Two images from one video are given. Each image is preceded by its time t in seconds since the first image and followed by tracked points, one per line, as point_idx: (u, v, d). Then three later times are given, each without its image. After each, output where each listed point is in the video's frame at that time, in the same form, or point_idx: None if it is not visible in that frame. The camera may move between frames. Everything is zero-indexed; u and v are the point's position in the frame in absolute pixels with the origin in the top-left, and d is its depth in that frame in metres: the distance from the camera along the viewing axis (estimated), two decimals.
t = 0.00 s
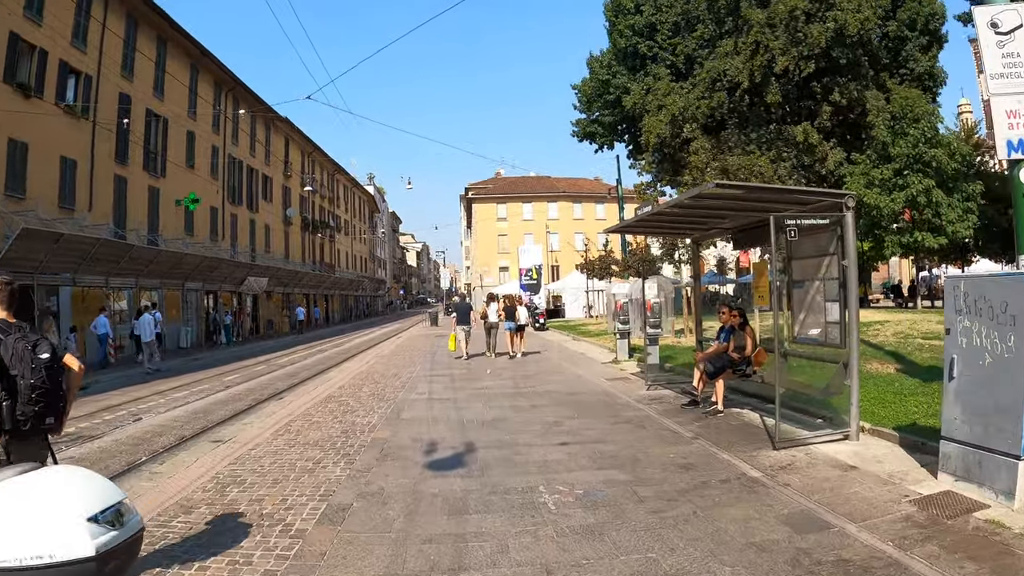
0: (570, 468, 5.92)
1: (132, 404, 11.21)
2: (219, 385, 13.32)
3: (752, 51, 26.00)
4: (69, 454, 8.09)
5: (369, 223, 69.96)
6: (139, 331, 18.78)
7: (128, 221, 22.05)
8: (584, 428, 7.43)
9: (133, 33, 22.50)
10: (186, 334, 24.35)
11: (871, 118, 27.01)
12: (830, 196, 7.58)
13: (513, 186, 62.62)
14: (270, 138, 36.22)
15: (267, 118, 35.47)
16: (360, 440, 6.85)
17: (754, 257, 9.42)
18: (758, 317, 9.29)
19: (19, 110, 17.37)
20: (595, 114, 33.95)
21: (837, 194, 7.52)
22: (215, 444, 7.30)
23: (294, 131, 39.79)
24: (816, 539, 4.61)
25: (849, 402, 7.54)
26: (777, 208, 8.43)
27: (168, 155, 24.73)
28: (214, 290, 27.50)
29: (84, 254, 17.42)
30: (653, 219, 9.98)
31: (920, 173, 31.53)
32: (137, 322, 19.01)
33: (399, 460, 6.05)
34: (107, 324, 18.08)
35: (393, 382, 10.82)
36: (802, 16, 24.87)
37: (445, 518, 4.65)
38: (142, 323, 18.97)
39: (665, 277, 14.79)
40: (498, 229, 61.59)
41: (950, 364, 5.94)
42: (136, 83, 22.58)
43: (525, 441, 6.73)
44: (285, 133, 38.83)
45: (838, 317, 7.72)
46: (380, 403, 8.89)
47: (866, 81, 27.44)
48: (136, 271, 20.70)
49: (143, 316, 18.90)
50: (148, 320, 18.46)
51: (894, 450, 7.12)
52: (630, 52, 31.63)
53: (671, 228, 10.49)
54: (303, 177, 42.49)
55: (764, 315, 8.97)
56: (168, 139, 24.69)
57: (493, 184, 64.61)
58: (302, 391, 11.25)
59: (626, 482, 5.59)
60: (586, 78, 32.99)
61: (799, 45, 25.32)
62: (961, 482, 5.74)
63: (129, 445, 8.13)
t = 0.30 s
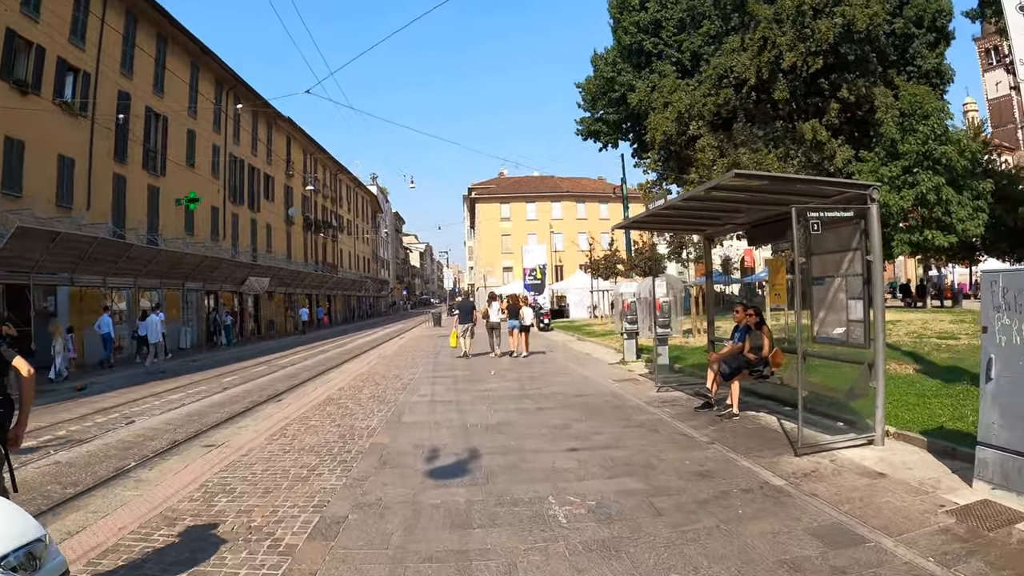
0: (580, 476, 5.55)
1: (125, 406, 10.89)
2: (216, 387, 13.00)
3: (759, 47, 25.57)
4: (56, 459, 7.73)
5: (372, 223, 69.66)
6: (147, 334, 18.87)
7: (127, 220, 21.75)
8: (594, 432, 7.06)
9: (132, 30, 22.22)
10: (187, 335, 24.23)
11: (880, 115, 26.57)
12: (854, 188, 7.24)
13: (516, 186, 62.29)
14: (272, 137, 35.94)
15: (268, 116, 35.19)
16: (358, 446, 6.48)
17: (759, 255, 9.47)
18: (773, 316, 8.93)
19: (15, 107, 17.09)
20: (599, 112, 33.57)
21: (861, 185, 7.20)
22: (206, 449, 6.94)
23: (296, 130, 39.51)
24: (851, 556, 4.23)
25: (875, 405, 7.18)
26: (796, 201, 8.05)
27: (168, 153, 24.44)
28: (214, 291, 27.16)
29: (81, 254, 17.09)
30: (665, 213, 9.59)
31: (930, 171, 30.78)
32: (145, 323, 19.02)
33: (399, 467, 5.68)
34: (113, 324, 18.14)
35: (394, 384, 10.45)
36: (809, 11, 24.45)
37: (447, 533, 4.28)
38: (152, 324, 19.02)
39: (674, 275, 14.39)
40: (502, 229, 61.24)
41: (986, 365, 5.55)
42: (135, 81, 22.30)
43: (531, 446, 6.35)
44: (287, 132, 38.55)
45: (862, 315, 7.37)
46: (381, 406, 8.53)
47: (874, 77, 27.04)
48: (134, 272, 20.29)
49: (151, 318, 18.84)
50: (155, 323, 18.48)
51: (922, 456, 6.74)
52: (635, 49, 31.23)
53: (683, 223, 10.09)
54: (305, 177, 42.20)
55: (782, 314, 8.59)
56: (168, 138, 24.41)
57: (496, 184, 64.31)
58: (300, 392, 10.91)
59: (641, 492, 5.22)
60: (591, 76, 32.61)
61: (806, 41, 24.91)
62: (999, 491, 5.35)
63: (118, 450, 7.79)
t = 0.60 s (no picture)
0: (595, 492, 5.17)
1: (120, 408, 10.56)
2: (215, 388, 12.68)
3: (770, 42, 25.09)
4: (43, 465, 7.38)
5: (376, 221, 69.33)
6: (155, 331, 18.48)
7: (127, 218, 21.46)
8: (607, 441, 6.69)
9: (133, 25, 21.90)
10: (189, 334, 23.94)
11: (892, 111, 26.11)
12: (885, 183, 6.86)
13: (522, 184, 61.90)
14: (275, 134, 35.64)
15: (271, 113, 34.87)
16: (359, 455, 6.11)
17: (766, 255, 9.64)
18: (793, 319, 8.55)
19: (12, 102, 16.79)
20: (606, 108, 33.11)
21: (892, 181, 6.84)
22: (199, 458, 6.58)
23: (300, 127, 39.22)
24: None
25: (906, 413, 6.80)
26: (821, 197, 7.67)
27: (169, 150, 24.15)
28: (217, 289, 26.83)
29: (79, 252, 16.77)
30: (679, 210, 9.19)
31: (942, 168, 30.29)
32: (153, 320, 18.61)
33: (401, 480, 5.32)
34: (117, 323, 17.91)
35: (398, 386, 10.10)
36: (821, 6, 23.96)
37: (453, 559, 3.91)
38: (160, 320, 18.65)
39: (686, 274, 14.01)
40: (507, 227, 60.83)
41: None
42: (136, 76, 21.99)
43: (542, 457, 5.98)
44: (291, 129, 38.26)
45: (892, 318, 6.99)
46: (383, 410, 8.16)
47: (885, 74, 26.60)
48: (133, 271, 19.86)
49: (158, 315, 18.42)
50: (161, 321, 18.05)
51: (956, 468, 6.35)
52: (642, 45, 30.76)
53: (698, 220, 9.68)
54: (309, 174, 41.92)
55: (804, 316, 8.21)
56: (170, 135, 24.13)
57: (502, 182, 63.94)
58: (300, 395, 10.56)
59: (661, 511, 4.84)
60: (598, 72, 32.17)
61: (817, 36, 24.44)
62: None
63: (109, 456, 7.45)
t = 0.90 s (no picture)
0: (624, 502, 4.78)
1: (127, 411, 10.30)
2: (224, 389, 12.43)
3: (788, 38, 24.62)
4: (42, 469, 7.09)
5: (389, 221, 69.23)
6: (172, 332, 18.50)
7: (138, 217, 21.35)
8: (633, 447, 6.29)
9: (143, 23, 21.79)
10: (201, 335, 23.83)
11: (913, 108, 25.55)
12: (929, 172, 6.42)
13: (534, 184, 61.57)
14: (288, 134, 35.52)
15: (284, 113, 34.77)
16: (370, 461, 5.76)
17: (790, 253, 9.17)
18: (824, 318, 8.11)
19: (21, 100, 16.68)
20: (622, 106, 32.68)
21: (936, 170, 6.41)
22: (202, 464, 6.26)
23: (312, 127, 39.11)
24: None
25: (951, 417, 6.36)
26: (857, 190, 7.22)
27: (181, 149, 24.03)
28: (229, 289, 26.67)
29: (89, 251, 16.62)
30: (703, 205, 8.78)
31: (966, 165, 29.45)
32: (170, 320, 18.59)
33: (414, 489, 4.96)
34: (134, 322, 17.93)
35: (411, 388, 9.76)
36: None
37: None
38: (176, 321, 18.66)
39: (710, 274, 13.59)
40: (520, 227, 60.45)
41: None
42: (146, 74, 21.89)
43: (565, 464, 5.60)
44: (304, 128, 38.14)
45: (934, 317, 6.54)
46: (396, 413, 7.82)
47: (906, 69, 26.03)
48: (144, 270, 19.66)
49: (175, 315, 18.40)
50: (179, 322, 18.09)
51: (1008, 477, 5.89)
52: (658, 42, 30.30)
53: (722, 216, 9.27)
54: (322, 174, 41.81)
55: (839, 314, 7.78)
56: (181, 133, 24.02)
57: (515, 182, 63.57)
58: (310, 397, 10.26)
59: (696, 525, 4.44)
60: (613, 69, 31.76)
61: (837, 31, 23.95)
62: None
63: (110, 461, 7.15)
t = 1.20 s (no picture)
0: (651, 523, 4.42)
1: (128, 415, 10.02)
2: (230, 391, 12.18)
3: (803, 35, 24.17)
4: (37, 477, 6.82)
5: (398, 221, 69.06)
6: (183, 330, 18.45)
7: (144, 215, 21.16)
8: (657, 459, 5.93)
9: (149, 20, 21.59)
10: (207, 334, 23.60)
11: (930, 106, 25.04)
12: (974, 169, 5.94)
13: (543, 183, 61.22)
14: (296, 132, 35.31)
15: (292, 111, 34.56)
16: (378, 473, 5.44)
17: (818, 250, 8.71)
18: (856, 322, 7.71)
19: (24, 96, 16.52)
20: (633, 105, 32.26)
21: (980, 166, 5.95)
22: (202, 474, 5.95)
23: (321, 125, 38.91)
24: None
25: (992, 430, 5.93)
26: (891, 187, 6.78)
27: (187, 147, 23.83)
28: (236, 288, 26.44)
29: (93, 249, 16.42)
30: (726, 204, 8.38)
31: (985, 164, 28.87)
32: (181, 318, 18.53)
33: (425, 506, 4.63)
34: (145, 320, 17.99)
35: (421, 392, 9.44)
36: None
37: None
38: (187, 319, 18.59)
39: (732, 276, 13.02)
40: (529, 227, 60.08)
41: None
42: (152, 71, 21.71)
43: (586, 479, 5.25)
44: (312, 127, 37.95)
45: (976, 323, 6.12)
46: (405, 420, 7.49)
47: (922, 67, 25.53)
48: (149, 269, 19.41)
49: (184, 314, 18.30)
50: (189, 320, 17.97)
51: None
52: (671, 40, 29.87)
53: (745, 215, 8.87)
54: (331, 173, 41.62)
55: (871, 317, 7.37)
56: (188, 131, 23.83)
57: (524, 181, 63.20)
58: (317, 400, 9.95)
59: (731, 550, 4.07)
60: (624, 68, 31.34)
61: (852, 28, 23.47)
62: None
63: (107, 470, 6.86)
